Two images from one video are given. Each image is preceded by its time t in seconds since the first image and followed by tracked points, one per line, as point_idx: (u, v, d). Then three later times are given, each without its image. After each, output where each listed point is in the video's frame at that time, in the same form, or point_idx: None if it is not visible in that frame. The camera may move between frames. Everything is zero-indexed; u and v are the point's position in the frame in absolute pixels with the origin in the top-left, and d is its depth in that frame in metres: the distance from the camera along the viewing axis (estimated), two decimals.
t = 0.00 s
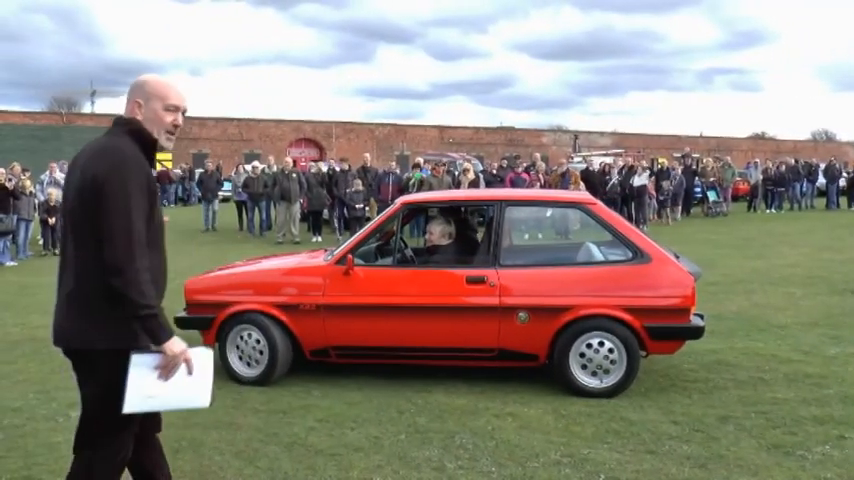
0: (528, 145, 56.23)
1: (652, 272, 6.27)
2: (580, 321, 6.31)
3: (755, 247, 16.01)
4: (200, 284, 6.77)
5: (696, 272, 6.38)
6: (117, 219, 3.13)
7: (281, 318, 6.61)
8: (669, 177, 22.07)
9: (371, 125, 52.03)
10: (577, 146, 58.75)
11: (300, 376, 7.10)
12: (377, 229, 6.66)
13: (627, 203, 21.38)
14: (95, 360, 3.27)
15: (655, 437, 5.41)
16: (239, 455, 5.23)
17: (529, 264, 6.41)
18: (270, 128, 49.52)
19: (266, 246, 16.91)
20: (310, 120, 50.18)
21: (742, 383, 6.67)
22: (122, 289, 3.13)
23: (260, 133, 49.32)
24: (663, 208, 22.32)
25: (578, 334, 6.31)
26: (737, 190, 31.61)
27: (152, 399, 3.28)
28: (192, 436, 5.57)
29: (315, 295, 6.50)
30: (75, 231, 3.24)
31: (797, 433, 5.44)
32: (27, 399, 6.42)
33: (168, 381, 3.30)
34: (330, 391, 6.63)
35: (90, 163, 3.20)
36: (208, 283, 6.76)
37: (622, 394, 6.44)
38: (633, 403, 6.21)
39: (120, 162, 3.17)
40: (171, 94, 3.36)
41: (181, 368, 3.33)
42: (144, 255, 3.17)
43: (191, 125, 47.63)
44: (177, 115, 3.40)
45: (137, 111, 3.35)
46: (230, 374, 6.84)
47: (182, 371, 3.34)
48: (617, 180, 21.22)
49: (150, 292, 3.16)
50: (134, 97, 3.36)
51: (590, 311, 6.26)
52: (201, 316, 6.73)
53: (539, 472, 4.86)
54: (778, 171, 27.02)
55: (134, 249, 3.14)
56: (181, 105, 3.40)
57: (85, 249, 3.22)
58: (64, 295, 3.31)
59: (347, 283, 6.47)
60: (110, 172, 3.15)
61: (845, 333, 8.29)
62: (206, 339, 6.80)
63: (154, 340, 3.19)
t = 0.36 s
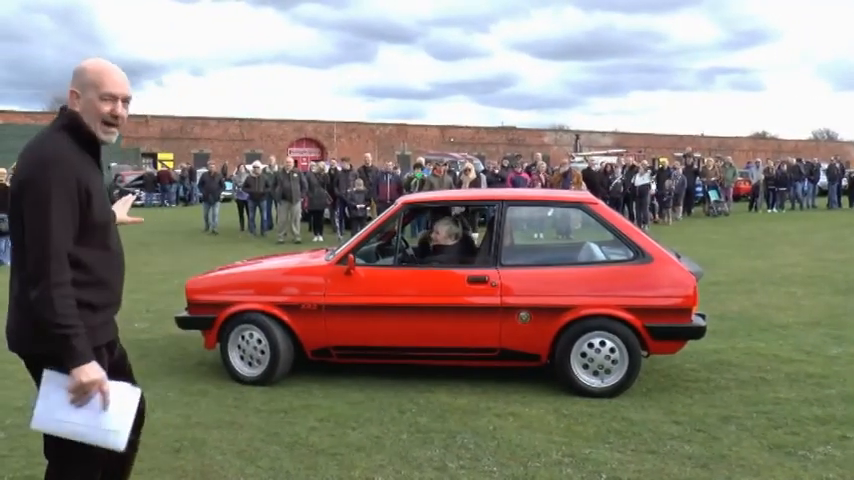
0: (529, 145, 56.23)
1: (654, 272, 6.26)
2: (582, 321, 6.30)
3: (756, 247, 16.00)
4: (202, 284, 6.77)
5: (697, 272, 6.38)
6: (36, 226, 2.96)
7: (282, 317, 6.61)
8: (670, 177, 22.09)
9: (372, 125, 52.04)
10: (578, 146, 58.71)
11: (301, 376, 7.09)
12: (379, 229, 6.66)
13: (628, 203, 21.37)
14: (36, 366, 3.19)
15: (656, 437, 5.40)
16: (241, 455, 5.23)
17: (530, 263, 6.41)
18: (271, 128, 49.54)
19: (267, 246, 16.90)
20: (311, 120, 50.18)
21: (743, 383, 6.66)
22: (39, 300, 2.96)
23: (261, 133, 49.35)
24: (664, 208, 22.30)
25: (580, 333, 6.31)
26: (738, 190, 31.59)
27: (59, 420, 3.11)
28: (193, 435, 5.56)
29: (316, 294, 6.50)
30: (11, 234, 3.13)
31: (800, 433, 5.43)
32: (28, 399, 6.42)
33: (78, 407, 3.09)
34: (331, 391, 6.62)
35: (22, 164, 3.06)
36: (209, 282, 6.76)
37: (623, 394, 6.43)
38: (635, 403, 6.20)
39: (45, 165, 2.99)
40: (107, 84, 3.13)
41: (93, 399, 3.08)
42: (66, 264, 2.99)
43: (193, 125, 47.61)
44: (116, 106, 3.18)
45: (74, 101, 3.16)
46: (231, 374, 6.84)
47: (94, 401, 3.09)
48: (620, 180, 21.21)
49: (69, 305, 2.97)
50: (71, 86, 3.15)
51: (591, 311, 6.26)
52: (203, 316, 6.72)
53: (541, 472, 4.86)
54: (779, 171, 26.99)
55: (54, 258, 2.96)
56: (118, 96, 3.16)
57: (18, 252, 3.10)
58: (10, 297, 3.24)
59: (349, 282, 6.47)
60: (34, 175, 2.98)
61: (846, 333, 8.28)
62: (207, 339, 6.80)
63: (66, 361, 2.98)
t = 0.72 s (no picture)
0: (532, 146, 56.25)
1: (657, 273, 6.26)
2: (584, 322, 6.30)
3: (758, 248, 16.00)
4: (205, 285, 6.78)
5: (700, 273, 6.36)
6: None
7: (284, 318, 6.61)
8: (673, 178, 22.30)
9: (375, 126, 52.11)
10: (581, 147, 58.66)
11: (304, 376, 7.10)
12: (382, 230, 6.67)
13: (631, 204, 21.39)
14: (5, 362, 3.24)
15: (659, 438, 5.40)
16: (243, 456, 5.23)
17: (533, 264, 6.40)
18: (274, 129, 49.61)
19: (270, 247, 16.92)
20: (314, 120, 50.25)
21: (746, 384, 6.65)
22: None
23: (265, 133, 49.42)
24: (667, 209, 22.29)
25: (582, 334, 6.30)
26: (741, 191, 31.57)
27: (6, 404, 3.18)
28: (196, 436, 5.58)
29: (319, 295, 6.51)
30: None
31: (802, 434, 5.43)
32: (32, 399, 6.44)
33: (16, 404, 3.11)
34: (333, 392, 6.63)
35: None
36: (213, 283, 6.77)
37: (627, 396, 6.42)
38: (638, 404, 6.20)
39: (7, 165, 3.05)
40: (104, 86, 3.25)
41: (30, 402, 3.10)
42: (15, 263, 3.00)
43: (196, 125, 47.68)
44: (108, 105, 3.29)
45: (68, 103, 3.17)
46: (234, 375, 6.85)
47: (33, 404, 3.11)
48: (624, 180, 20.88)
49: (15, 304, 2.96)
50: (60, 89, 3.16)
51: (594, 312, 6.25)
52: (207, 317, 6.73)
53: (543, 473, 4.86)
54: (782, 172, 26.97)
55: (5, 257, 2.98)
56: (110, 94, 3.29)
57: None
58: None
59: (352, 283, 6.47)
60: None
61: (849, 335, 8.27)
62: (210, 340, 6.81)
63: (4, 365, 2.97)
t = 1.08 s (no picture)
0: (532, 146, 56.26)
1: (657, 274, 6.25)
2: (584, 323, 6.30)
3: (759, 249, 16.00)
4: (206, 285, 6.79)
5: (700, 274, 6.36)
6: None
7: (285, 319, 6.61)
8: (674, 178, 22.38)
9: (376, 126, 52.15)
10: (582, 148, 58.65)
11: (305, 377, 7.10)
12: (383, 230, 6.66)
13: (632, 204, 21.40)
14: None
15: (659, 439, 5.40)
16: (244, 456, 5.23)
17: (533, 265, 6.40)
18: (275, 129, 49.64)
19: (271, 247, 16.93)
20: (315, 121, 50.30)
21: (746, 385, 6.65)
22: None
23: (266, 134, 49.44)
24: (667, 210, 22.33)
25: (583, 335, 6.30)
26: (742, 191, 31.58)
27: None
28: (197, 436, 5.58)
29: (320, 296, 6.51)
30: None
31: (802, 435, 5.43)
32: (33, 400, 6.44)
33: None
34: (334, 392, 6.62)
35: None
36: (213, 284, 6.77)
37: (628, 396, 6.41)
38: (639, 405, 6.20)
39: None
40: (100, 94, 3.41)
41: (14, 388, 3.14)
42: None
43: (197, 126, 47.69)
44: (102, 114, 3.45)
45: (70, 108, 3.30)
46: (235, 376, 6.85)
47: (15, 391, 3.15)
48: (623, 182, 21.02)
49: None
50: (64, 94, 3.29)
51: (594, 313, 6.25)
52: (208, 317, 6.73)
53: (544, 473, 4.86)
54: (783, 173, 26.98)
55: None
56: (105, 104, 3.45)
57: None
58: None
59: (352, 283, 6.47)
60: None
61: (850, 335, 8.27)
62: (211, 341, 6.80)
63: None
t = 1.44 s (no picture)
0: (530, 148, 56.29)
1: (655, 276, 6.26)
2: (582, 324, 6.30)
3: (757, 250, 16.02)
4: (204, 287, 6.78)
5: (698, 276, 6.37)
6: None
7: (283, 321, 6.61)
8: (672, 180, 22.34)
9: (375, 128, 52.16)
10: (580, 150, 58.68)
11: (303, 379, 7.09)
12: (381, 232, 6.66)
13: (630, 206, 21.42)
14: None
15: (658, 440, 5.39)
16: (242, 459, 5.23)
17: (531, 267, 6.40)
18: (273, 132, 49.62)
19: (270, 250, 16.92)
20: (313, 123, 50.32)
21: (744, 386, 6.65)
22: None
23: (264, 136, 49.42)
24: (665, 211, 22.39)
25: (581, 337, 6.30)
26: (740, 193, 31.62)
27: None
28: (195, 439, 5.57)
29: (318, 298, 6.50)
30: None
31: (800, 436, 5.43)
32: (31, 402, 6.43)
33: (16, 389, 3.16)
34: (332, 395, 6.61)
35: None
36: (211, 286, 6.76)
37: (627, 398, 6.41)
38: (638, 407, 6.20)
39: None
40: (60, 84, 3.28)
41: (34, 383, 3.17)
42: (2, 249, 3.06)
43: (195, 128, 47.64)
44: (66, 106, 3.33)
45: (24, 99, 3.26)
46: (233, 378, 6.84)
47: (35, 384, 3.19)
48: (620, 183, 21.13)
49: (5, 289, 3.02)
50: (19, 83, 3.25)
51: (592, 315, 6.25)
52: (206, 320, 6.73)
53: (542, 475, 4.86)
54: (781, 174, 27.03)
55: None
56: (70, 96, 3.32)
57: None
58: None
59: (350, 285, 6.47)
60: None
61: (848, 337, 8.28)
62: (209, 343, 6.80)
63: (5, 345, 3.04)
